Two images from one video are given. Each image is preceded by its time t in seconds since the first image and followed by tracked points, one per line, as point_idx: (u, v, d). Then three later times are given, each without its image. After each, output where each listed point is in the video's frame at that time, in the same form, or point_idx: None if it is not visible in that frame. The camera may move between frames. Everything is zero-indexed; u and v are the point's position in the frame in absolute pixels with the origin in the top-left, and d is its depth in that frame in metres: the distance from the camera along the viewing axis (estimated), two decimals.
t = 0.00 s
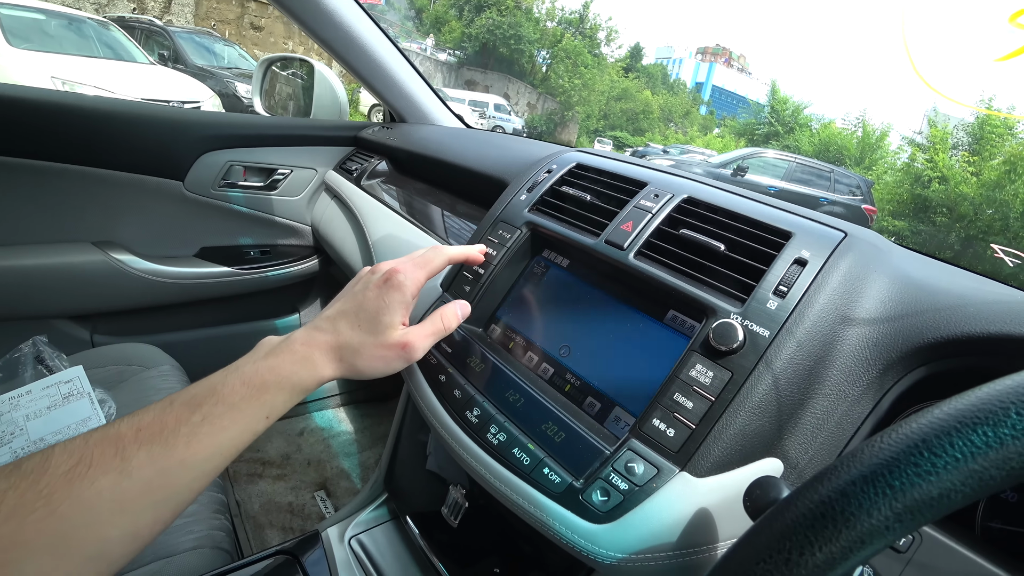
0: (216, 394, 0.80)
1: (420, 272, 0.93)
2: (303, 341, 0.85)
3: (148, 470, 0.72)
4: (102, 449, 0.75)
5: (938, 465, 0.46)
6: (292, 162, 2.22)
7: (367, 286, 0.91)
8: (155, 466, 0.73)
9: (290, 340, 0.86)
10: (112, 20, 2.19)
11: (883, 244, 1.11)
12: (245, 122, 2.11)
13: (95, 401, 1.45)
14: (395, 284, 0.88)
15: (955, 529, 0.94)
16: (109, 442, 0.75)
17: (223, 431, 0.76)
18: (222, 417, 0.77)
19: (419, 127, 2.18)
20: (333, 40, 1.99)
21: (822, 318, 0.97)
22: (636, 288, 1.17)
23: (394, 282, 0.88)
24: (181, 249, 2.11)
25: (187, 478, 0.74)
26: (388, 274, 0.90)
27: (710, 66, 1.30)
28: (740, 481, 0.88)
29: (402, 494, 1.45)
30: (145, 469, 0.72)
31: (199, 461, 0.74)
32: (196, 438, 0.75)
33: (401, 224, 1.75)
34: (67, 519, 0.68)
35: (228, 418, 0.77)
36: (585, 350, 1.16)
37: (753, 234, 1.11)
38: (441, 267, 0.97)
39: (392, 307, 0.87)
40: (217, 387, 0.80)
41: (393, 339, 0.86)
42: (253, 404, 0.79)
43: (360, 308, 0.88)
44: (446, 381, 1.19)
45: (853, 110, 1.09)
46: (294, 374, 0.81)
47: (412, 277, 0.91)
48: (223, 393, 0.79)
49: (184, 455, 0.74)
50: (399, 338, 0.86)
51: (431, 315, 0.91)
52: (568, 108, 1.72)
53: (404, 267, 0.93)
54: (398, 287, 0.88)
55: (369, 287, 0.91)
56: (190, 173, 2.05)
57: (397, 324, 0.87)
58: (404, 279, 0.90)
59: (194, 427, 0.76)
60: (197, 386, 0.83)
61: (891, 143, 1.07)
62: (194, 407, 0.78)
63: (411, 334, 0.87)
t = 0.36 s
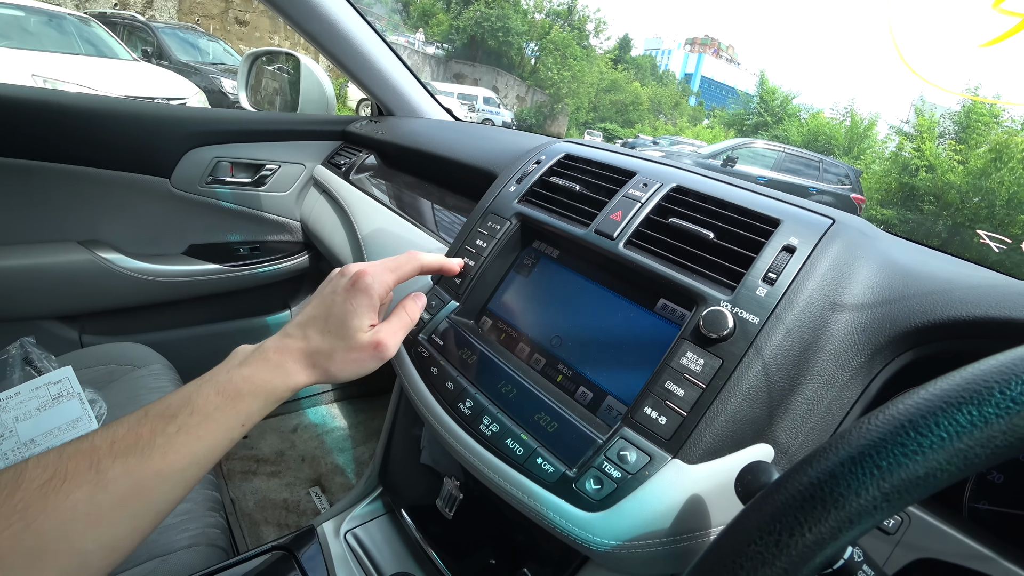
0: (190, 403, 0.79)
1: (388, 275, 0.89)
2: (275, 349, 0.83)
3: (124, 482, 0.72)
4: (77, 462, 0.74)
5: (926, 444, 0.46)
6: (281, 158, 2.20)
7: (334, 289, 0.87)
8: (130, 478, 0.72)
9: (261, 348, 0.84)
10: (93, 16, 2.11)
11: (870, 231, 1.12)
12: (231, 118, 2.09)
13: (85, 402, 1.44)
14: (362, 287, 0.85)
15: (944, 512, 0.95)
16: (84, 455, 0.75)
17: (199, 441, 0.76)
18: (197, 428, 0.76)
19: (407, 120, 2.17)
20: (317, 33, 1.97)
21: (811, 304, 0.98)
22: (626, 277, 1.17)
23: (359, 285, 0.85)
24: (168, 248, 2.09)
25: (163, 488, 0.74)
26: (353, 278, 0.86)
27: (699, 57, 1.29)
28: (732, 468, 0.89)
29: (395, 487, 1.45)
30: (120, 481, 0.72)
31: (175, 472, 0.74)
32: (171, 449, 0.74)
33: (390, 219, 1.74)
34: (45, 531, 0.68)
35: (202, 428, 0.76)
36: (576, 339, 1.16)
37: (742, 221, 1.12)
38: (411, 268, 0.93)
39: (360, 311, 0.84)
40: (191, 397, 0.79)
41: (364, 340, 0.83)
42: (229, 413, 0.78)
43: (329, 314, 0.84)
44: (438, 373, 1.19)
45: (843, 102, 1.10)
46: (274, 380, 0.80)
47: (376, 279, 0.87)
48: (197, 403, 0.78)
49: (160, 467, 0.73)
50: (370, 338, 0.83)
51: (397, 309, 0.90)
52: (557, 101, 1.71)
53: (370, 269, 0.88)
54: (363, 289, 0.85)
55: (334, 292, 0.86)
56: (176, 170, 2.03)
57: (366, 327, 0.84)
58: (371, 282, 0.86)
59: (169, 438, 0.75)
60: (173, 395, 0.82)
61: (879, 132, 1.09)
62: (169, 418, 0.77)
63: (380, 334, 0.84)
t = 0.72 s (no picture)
0: (177, 389, 0.78)
1: (392, 268, 0.88)
2: (269, 335, 0.82)
3: (109, 470, 0.72)
4: (62, 449, 0.74)
5: (906, 434, 0.46)
6: (271, 152, 2.18)
7: (337, 278, 0.87)
8: (115, 466, 0.72)
9: (254, 332, 0.84)
10: (76, 6, 2.02)
11: (856, 227, 1.13)
12: (220, 111, 2.07)
13: (75, 398, 1.42)
14: (365, 281, 0.84)
15: (927, 501, 0.97)
16: (68, 442, 0.75)
17: (186, 427, 0.75)
18: (183, 414, 0.76)
19: (397, 114, 2.16)
20: (308, 27, 1.96)
21: (799, 299, 0.99)
22: (618, 273, 1.17)
23: (364, 278, 0.84)
24: (157, 242, 2.07)
25: (151, 476, 0.73)
26: (358, 270, 0.85)
27: (689, 51, 1.30)
28: (721, 460, 0.89)
29: (389, 480, 1.45)
30: (106, 469, 0.72)
31: (162, 459, 0.74)
32: (157, 437, 0.74)
33: (381, 213, 1.74)
34: (32, 522, 0.68)
35: (190, 415, 0.76)
36: (570, 334, 1.16)
37: (733, 217, 1.13)
38: (414, 264, 0.93)
39: (360, 303, 0.83)
40: (178, 383, 0.79)
41: (359, 333, 0.83)
42: (217, 399, 0.78)
43: (328, 303, 0.83)
44: (432, 367, 1.20)
45: (832, 95, 1.10)
46: (264, 369, 0.80)
47: (382, 273, 0.86)
48: (185, 389, 0.78)
49: (146, 454, 0.73)
50: (366, 331, 0.83)
51: (393, 303, 0.89)
52: (548, 95, 1.71)
53: (375, 261, 0.88)
54: (367, 282, 0.84)
55: (337, 282, 0.86)
56: (167, 164, 2.01)
57: (364, 319, 0.83)
58: (375, 275, 0.85)
59: (155, 424, 0.75)
60: (159, 380, 0.82)
61: (867, 128, 1.08)
62: (155, 404, 0.77)
63: (376, 327, 0.84)
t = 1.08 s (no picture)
0: (159, 396, 0.77)
1: (371, 272, 0.89)
2: (250, 341, 0.82)
3: (91, 478, 0.71)
4: (41, 458, 0.73)
5: (864, 430, 0.47)
6: (256, 150, 2.16)
7: (316, 283, 0.87)
8: (97, 474, 0.71)
9: (236, 338, 0.83)
10: None
11: (832, 229, 1.15)
12: (203, 107, 2.05)
13: (56, 398, 1.40)
14: (345, 284, 0.84)
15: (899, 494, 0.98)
16: (47, 451, 0.73)
17: (170, 434, 0.75)
18: (166, 421, 0.75)
19: (384, 111, 2.15)
20: (293, 23, 1.94)
21: (773, 299, 1.00)
22: (596, 272, 1.17)
23: (342, 282, 0.84)
24: (139, 240, 2.04)
25: (133, 483, 0.73)
26: (336, 274, 0.85)
27: (677, 50, 1.31)
28: (697, 456, 0.91)
29: (373, 478, 1.44)
30: (87, 478, 0.71)
31: (145, 466, 0.73)
32: (140, 444, 0.73)
33: (367, 211, 1.73)
34: (10, 529, 0.67)
35: (173, 421, 0.75)
36: (551, 332, 1.17)
37: (711, 218, 1.14)
38: (393, 268, 0.93)
39: (340, 306, 0.83)
40: (160, 389, 0.78)
41: (341, 336, 0.83)
42: (200, 406, 0.77)
43: (308, 307, 0.83)
44: (414, 365, 1.20)
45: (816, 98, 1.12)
46: (247, 375, 0.80)
47: (360, 277, 0.87)
48: (166, 395, 0.77)
49: (129, 462, 0.72)
50: (348, 335, 0.83)
51: (375, 307, 0.89)
52: (536, 92, 1.71)
53: (353, 266, 0.88)
54: (346, 286, 0.84)
55: (316, 287, 0.86)
56: (148, 160, 1.99)
57: (344, 323, 0.83)
58: (354, 279, 0.86)
59: (137, 431, 0.74)
60: (141, 388, 0.80)
61: (851, 129, 1.10)
62: (137, 411, 0.76)
63: (358, 331, 0.84)
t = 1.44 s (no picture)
0: (147, 408, 0.76)
1: (360, 282, 0.89)
2: (238, 351, 0.81)
3: (78, 491, 0.70)
4: (27, 471, 0.72)
5: (847, 423, 0.47)
6: (243, 149, 2.15)
7: (305, 293, 0.87)
8: (84, 487, 0.70)
9: (225, 348, 0.83)
10: None
11: (817, 226, 1.16)
12: (190, 107, 2.03)
13: (40, 401, 1.39)
14: (334, 293, 0.84)
15: (884, 487, 0.99)
16: (33, 464, 0.73)
17: (158, 446, 0.74)
18: (154, 433, 0.74)
19: (372, 111, 2.14)
20: (280, 21, 1.93)
21: (759, 295, 1.01)
22: (585, 271, 1.17)
23: (331, 291, 0.84)
24: (125, 241, 2.02)
25: (120, 496, 0.72)
26: (325, 284, 0.85)
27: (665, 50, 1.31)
28: (684, 453, 0.92)
29: (363, 478, 1.44)
30: (73, 492, 0.70)
31: (131, 479, 0.72)
32: (127, 457, 0.72)
33: (355, 211, 1.72)
34: None
35: (160, 433, 0.74)
36: (541, 330, 1.17)
37: (698, 215, 1.15)
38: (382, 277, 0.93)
39: (330, 315, 0.83)
40: (148, 401, 0.77)
41: (331, 345, 0.82)
42: (188, 416, 0.76)
43: (299, 316, 0.83)
44: (404, 365, 1.19)
45: (804, 98, 1.13)
46: (235, 387, 0.79)
47: (349, 287, 0.86)
48: (154, 407, 0.76)
49: (116, 475, 0.72)
50: (337, 344, 0.83)
51: (365, 317, 0.89)
52: (525, 92, 1.71)
53: (342, 276, 0.88)
54: (335, 295, 0.84)
55: (305, 297, 0.85)
56: (133, 159, 1.97)
57: (334, 332, 0.83)
58: (343, 288, 0.85)
59: (124, 444, 0.73)
60: (129, 399, 0.80)
61: (838, 128, 1.11)
62: (124, 423, 0.75)
63: (347, 341, 0.84)
